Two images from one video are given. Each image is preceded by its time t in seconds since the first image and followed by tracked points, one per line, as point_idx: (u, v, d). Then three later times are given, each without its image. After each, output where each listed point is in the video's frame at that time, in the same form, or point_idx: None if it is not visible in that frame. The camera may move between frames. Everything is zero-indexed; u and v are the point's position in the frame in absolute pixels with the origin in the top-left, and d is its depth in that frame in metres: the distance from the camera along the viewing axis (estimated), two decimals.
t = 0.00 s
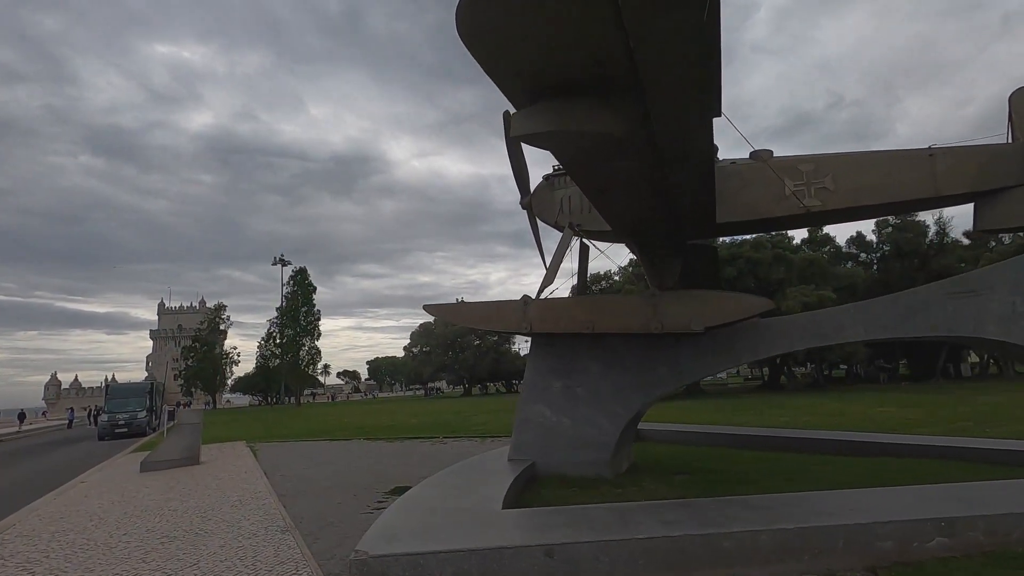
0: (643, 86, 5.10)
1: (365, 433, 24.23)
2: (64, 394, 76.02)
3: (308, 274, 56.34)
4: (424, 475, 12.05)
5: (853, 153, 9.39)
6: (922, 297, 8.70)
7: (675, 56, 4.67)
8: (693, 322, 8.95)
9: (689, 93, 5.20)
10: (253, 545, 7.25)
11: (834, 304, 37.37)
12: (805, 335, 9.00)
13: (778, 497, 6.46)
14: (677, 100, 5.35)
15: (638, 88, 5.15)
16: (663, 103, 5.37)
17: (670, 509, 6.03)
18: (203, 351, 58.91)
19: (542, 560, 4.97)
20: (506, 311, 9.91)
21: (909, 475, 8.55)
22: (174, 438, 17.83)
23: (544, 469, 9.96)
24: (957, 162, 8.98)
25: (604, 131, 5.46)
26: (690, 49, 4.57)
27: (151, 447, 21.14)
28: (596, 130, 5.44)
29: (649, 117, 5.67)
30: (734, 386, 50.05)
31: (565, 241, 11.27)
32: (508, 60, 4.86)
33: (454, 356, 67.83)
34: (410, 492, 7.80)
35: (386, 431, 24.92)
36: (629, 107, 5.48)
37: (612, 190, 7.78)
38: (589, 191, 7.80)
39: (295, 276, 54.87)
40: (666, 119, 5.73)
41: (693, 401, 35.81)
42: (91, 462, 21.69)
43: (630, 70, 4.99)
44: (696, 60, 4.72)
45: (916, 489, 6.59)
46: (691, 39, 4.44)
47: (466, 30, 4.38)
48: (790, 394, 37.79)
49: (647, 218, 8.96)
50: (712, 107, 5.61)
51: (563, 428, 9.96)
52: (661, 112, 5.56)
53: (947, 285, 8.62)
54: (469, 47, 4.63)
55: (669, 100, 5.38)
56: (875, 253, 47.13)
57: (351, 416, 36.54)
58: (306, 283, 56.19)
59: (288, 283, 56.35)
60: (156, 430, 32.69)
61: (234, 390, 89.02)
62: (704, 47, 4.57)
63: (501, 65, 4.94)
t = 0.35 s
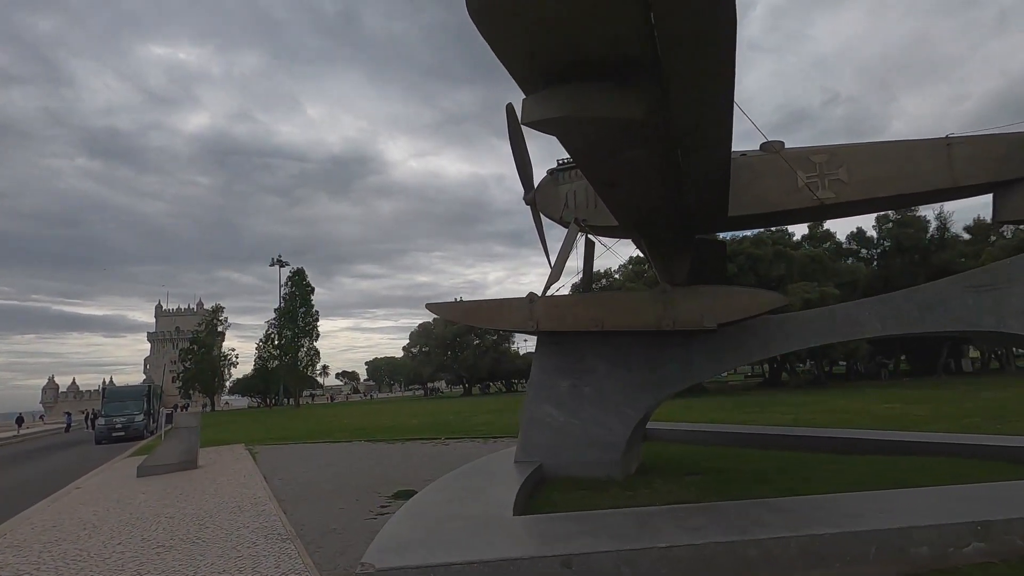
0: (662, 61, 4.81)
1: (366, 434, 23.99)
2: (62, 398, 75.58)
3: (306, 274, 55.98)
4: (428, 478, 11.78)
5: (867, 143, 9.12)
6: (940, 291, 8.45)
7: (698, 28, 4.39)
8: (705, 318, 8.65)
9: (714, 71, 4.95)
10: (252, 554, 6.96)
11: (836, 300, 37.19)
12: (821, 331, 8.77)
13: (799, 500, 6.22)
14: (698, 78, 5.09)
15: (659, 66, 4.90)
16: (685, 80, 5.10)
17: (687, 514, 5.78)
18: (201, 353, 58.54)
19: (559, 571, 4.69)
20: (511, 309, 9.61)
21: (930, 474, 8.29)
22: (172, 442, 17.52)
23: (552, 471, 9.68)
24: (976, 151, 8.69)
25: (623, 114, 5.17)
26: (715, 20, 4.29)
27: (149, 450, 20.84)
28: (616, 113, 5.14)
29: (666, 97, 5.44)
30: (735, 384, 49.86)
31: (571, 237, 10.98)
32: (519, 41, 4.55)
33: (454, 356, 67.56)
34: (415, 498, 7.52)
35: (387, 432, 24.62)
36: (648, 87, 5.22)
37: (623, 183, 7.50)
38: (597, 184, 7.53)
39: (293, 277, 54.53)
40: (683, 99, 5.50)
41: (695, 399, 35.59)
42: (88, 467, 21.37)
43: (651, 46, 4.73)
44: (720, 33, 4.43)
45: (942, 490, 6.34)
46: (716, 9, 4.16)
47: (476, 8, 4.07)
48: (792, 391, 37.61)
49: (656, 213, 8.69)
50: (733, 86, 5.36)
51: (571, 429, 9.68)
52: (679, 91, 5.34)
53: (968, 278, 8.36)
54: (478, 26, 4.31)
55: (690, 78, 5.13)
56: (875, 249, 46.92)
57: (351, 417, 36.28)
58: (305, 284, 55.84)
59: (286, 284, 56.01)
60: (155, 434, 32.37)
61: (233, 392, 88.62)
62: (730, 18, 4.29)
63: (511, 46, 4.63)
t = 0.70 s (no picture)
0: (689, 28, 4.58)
1: (365, 435, 23.69)
2: (54, 398, 74.78)
3: (302, 274, 55.51)
4: (429, 479, 11.49)
5: (882, 134, 8.90)
6: (958, 285, 8.23)
7: None
8: (719, 314, 8.41)
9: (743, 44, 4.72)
10: (253, 559, 6.68)
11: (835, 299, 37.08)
12: (835, 327, 8.58)
13: (822, 500, 5.99)
14: (725, 52, 4.88)
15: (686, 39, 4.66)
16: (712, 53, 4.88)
17: (710, 516, 5.54)
18: (196, 352, 58.01)
19: None
20: (517, 305, 9.37)
21: (947, 473, 8.09)
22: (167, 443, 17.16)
23: (558, 471, 9.43)
24: (994, 143, 8.43)
25: (647, 94, 4.92)
26: None
27: (142, 452, 20.45)
28: (640, 91, 4.90)
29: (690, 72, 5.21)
30: (734, 382, 49.76)
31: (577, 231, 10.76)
32: (538, 18, 4.30)
33: (452, 356, 67.23)
34: (421, 500, 7.24)
35: (385, 433, 24.29)
36: (671, 62, 5.00)
37: (635, 171, 7.29)
38: (608, 174, 7.31)
39: (289, 276, 54.18)
40: (706, 75, 5.28)
41: (694, 398, 35.41)
42: (80, 469, 20.95)
43: (678, 19, 4.49)
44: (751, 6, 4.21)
45: (968, 489, 6.12)
46: None
47: None
48: (791, 390, 37.50)
49: (667, 204, 8.48)
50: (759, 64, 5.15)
51: (578, 428, 9.43)
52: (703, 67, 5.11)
53: (987, 272, 8.15)
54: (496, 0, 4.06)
55: (715, 52, 4.90)
56: (874, 248, 46.85)
57: (348, 417, 35.93)
58: (301, 283, 55.35)
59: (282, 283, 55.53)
60: (149, 435, 31.93)
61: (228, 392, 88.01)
62: None
63: (531, 23, 4.37)
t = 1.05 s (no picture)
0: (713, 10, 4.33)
1: (357, 439, 23.25)
2: (37, 403, 73.34)
3: (292, 275, 54.78)
4: (427, 485, 11.16)
5: (890, 130, 8.75)
6: (970, 283, 8.06)
7: None
8: (728, 313, 8.17)
9: (774, 29, 4.46)
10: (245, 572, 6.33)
11: (828, 300, 37.13)
12: (845, 326, 8.39)
13: (843, 506, 5.75)
14: (747, 39, 4.64)
15: (713, 17, 4.41)
16: (733, 41, 4.64)
17: (731, 526, 5.26)
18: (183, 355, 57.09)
19: None
20: (519, 304, 9.07)
21: (960, 474, 7.91)
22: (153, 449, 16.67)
23: (561, 476, 9.16)
24: (1005, 138, 8.30)
25: (669, 75, 4.69)
26: None
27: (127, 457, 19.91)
28: (659, 75, 4.65)
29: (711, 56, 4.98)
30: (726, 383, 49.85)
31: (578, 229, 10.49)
32: None
33: (443, 357, 66.75)
34: (421, 509, 6.90)
35: (377, 436, 23.87)
36: (692, 46, 4.75)
37: (643, 165, 7.07)
38: (615, 167, 7.09)
39: (278, 278, 53.44)
40: (727, 61, 5.04)
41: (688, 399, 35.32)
42: (62, 475, 20.35)
43: None
44: None
45: (991, 493, 5.92)
46: None
47: None
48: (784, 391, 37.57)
49: (673, 201, 8.27)
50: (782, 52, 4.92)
51: (582, 431, 9.15)
52: (726, 50, 4.87)
53: (1000, 269, 7.99)
54: None
55: (738, 35, 4.66)
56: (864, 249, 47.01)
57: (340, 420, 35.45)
58: (290, 284, 54.61)
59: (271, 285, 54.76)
60: (134, 440, 31.26)
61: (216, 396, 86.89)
62: None
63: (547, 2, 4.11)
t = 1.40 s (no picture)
0: None
1: (336, 439, 22.72)
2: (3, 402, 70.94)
3: (271, 272, 53.69)
4: (412, 487, 10.81)
5: (887, 127, 8.65)
6: (965, 281, 8.02)
7: None
8: (725, 311, 7.97)
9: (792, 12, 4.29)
10: None
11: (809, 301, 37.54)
12: (839, 324, 8.36)
13: (848, 507, 5.59)
14: (761, 18, 4.45)
15: None
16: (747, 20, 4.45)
17: (737, 529, 5.05)
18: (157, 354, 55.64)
19: None
20: (511, 300, 8.77)
21: (955, 474, 7.84)
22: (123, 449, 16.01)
23: (552, 477, 8.91)
24: (1001, 136, 8.28)
25: (682, 53, 4.51)
26: None
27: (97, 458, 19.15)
28: (670, 52, 4.44)
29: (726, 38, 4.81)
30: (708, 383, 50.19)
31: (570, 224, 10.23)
32: None
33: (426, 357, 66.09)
34: (409, 513, 6.58)
35: (359, 436, 23.38)
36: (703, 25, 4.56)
37: (643, 157, 6.92)
38: (615, 159, 6.93)
39: (257, 275, 52.34)
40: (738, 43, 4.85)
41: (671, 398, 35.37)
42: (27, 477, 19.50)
43: None
44: None
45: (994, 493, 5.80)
46: None
47: None
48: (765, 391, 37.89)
49: (671, 197, 8.15)
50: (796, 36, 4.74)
51: (574, 431, 8.92)
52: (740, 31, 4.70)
53: (995, 268, 7.96)
54: None
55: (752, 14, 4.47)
56: (843, 251, 47.61)
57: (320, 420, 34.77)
58: (269, 282, 53.52)
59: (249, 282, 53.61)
60: (105, 440, 30.24)
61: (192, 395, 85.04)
62: None
63: None
